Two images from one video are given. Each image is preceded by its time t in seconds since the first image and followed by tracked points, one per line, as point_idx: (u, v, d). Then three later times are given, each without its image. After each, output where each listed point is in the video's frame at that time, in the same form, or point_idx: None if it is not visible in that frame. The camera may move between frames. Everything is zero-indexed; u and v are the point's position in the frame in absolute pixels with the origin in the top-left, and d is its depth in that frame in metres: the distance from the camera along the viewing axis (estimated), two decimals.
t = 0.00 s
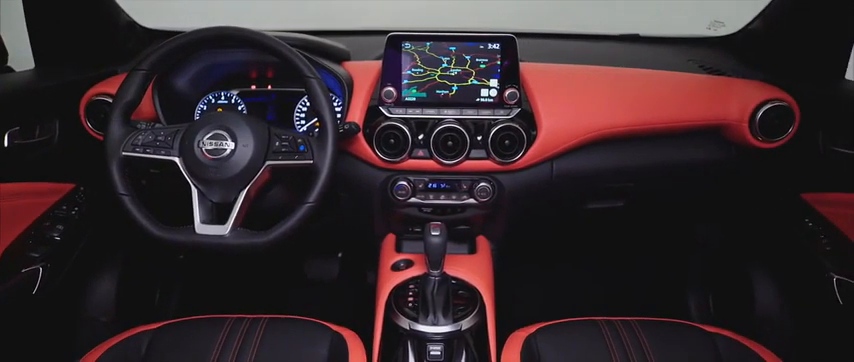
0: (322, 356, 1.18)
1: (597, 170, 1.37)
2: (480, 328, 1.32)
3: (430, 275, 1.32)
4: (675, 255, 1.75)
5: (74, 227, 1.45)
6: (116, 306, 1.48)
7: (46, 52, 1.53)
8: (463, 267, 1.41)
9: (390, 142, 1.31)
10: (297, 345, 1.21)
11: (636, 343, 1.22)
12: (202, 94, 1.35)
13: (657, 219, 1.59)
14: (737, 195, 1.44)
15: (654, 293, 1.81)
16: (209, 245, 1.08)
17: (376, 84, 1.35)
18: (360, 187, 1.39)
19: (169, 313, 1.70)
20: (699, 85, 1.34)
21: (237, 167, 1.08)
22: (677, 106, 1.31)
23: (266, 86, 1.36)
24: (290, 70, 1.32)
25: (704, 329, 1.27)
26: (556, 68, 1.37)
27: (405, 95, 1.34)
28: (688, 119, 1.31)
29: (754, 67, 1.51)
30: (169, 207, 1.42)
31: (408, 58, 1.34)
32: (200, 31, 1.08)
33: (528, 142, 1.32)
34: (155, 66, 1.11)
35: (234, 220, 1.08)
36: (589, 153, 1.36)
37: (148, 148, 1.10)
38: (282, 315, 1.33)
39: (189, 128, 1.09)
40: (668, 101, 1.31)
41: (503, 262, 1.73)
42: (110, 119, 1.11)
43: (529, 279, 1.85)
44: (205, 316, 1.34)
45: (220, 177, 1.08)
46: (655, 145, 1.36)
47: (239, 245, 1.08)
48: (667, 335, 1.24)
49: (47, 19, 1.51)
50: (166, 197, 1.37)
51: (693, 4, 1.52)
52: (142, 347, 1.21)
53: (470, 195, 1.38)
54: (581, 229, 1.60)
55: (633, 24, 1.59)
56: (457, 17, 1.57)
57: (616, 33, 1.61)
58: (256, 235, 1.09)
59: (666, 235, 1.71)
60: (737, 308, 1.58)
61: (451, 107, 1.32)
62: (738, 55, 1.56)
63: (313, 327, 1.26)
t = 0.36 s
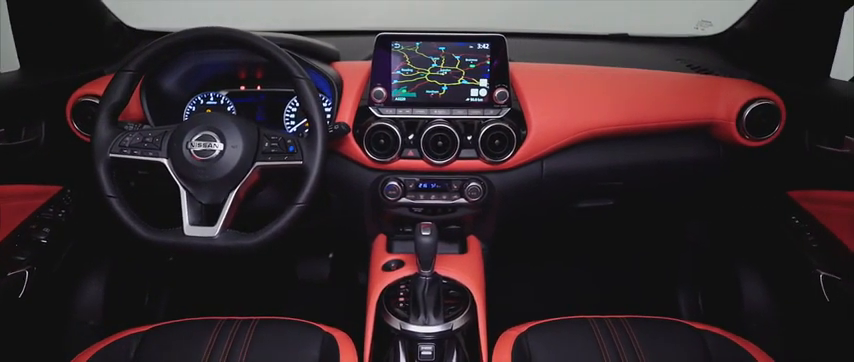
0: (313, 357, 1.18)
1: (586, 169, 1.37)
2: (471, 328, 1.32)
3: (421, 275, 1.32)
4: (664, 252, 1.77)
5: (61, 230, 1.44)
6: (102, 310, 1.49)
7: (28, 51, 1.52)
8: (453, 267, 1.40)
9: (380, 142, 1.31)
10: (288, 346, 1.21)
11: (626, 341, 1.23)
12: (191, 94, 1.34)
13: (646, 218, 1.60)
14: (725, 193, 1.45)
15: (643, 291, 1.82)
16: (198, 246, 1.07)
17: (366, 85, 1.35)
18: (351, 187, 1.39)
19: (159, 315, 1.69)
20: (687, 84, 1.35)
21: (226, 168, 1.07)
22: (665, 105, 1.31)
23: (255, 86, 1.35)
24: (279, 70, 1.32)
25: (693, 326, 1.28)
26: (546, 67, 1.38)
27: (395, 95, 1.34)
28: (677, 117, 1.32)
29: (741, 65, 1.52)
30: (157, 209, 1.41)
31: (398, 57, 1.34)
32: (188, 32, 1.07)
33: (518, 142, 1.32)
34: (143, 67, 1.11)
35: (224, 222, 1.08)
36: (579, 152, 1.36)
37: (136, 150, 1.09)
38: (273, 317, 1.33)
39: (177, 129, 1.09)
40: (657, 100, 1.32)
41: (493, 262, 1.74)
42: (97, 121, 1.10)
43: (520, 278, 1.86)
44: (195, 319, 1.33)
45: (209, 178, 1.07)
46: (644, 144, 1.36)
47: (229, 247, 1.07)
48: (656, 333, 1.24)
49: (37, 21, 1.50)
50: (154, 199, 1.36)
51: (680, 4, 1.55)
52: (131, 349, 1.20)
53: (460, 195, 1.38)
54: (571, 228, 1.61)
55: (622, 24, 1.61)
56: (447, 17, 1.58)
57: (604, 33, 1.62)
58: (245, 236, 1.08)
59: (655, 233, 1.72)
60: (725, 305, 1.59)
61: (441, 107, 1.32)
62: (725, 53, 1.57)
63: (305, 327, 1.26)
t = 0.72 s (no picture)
0: (303, 358, 1.18)
1: (576, 168, 1.38)
2: (461, 328, 1.33)
3: (411, 275, 1.31)
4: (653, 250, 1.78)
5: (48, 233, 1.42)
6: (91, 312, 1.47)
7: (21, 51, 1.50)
8: (445, 267, 1.40)
9: (370, 142, 1.31)
10: (279, 348, 1.20)
11: (617, 338, 1.23)
12: (179, 95, 1.33)
13: (635, 217, 1.61)
14: (713, 192, 1.46)
15: (633, 289, 1.83)
16: (186, 248, 1.07)
17: (355, 85, 1.35)
18: (341, 188, 1.39)
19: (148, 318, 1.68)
20: (674, 83, 1.36)
21: (214, 169, 1.07)
22: (653, 104, 1.32)
23: (244, 87, 1.34)
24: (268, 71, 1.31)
25: (682, 323, 1.29)
26: (535, 67, 1.38)
27: (384, 95, 1.34)
28: (665, 116, 1.33)
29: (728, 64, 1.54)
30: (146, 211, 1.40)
31: (387, 57, 1.33)
32: (174, 32, 1.07)
33: (508, 142, 1.32)
34: (129, 67, 1.10)
35: (212, 223, 1.07)
36: (568, 151, 1.37)
37: (123, 152, 1.08)
38: (263, 318, 1.32)
39: (165, 131, 1.08)
40: (644, 99, 1.33)
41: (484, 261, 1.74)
42: (83, 122, 1.09)
43: (511, 278, 1.86)
44: (185, 321, 1.32)
45: (197, 180, 1.07)
46: (632, 143, 1.37)
47: (217, 248, 1.07)
48: (645, 331, 1.25)
49: (25, 21, 1.49)
50: (142, 201, 1.34)
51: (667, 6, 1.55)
52: (120, 352, 1.19)
53: (450, 195, 1.38)
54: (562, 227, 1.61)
55: (610, 25, 1.61)
56: (435, 18, 1.57)
57: (592, 33, 1.63)
58: (235, 238, 1.08)
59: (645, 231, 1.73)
60: (714, 302, 1.60)
61: (431, 107, 1.32)
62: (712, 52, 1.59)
63: (295, 329, 1.26)
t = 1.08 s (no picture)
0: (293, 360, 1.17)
1: (565, 167, 1.38)
2: (452, 328, 1.32)
3: (401, 275, 1.31)
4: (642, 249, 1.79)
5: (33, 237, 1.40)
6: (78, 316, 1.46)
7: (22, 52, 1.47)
8: (435, 267, 1.40)
9: (359, 143, 1.31)
10: (269, 349, 1.20)
11: (606, 337, 1.24)
12: (167, 96, 1.32)
13: (624, 216, 1.62)
14: (701, 190, 1.48)
15: (623, 288, 1.84)
16: (174, 250, 1.06)
17: (344, 85, 1.34)
18: (330, 189, 1.38)
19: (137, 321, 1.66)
20: (661, 82, 1.37)
21: (202, 170, 1.06)
22: (641, 103, 1.33)
23: (232, 88, 1.33)
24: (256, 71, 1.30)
25: (671, 321, 1.30)
26: (524, 67, 1.38)
27: (373, 95, 1.33)
28: (653, 115, 1.33)
29: (714, 63, 1.55)
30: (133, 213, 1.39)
31: (376, 58, 1.33)
32: (160, 33, 1.06)
33: (497, 141, 1.33)
34: (115, 68, 1.09)
35: (200, 225, 1.07)
36: (558, 150, 1.37)
37: (109, 153, 1.07)
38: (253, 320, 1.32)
39: (151, 132, 1.07)
40: (633, 98, 1.33)
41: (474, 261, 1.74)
42: (69, 124, 1.08)
43: (502, 278, 1.87)
44: (174, 323, 1.32)
45: (185, 181, 1.06)
46: (621, 142, 1.38)
47: (206, 250, 1.06)
48: (635, 329, 1.26)
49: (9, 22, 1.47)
50: (129, 204, 1.33)
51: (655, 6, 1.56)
52: (108, 356, 1.18)
53: (440, 195, 1.38)
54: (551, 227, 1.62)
55: (600, 25, 1.61)
56: (425, 18, 1.57)
57: (581, 32, 1.63)
58: (223, 239, 1.08)
59: (633, 229, 1.74)
60: (702, 299, 1.61)
61: (420, 107, 1.33)
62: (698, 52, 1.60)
63: (285, 330, 1.25)
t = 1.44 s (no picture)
0: None
1: (554, 166, 1.39)
2: (442, 328, 1.32)
3: (391, 275, 1.31)
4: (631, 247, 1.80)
5: (19, 240, 1.39)
6: (66, 320, 1.45)
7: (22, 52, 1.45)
8: (425, 267, 1.40)
9: (348, 143, 1.31)
10: (259, 351, 1.19)
11: (596, 335, 1.24)
12: (153, 97, 1.31)
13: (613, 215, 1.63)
14: (689, 189, 1.49)
15: (613, 286, 1.85)
16: (162, 253, 1.05)
17: (333, 86, 1.34)
18: (320, 190, 1.38)
19: (125, 324, 1.65)
20: (648, 81, 1.38)
21: (190, 172, 1.06)
22: (629, 102, 1.34)
23: (220, 88, 1.32)
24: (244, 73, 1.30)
25: (660, 318, 1.30)
26: (512, 67, 1.39)
27: (362, 95, 1.33)
28: (641, 114, 1.34)
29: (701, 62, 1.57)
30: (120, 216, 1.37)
31: (364, 58, 1.33)
32: (145, 34, 1.05)
33: (486, 141, 1.33)
34: (100, 69, 1.08)
35: (188, 227, 1.06)
36: (547, 150, 1.38)
37: (95, 155, 1.06)
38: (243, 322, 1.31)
39: (138, 134, 1.07)
40: (620, 97, 1.34)
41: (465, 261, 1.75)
42: (54, 126, 1.07)
43: (493, 277, 1.87)
44: (163, 326, 1.31)
45: (172, 183, 1.05)
46: (609, 141, 1.38)
47: (195, 252, 1.06)
48: (625, 328, 1.26)
49: None
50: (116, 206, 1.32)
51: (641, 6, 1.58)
52: (96, 359, 1.17)
53: (430, 195, 1.38)
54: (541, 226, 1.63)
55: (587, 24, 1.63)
56: (414, 18, 1.57)
57: (568, 32, 1.65)
58: (212, 241, 1.07)
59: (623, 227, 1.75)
60: (691, 297, 1.62)
61: (409, 107, 1.32)
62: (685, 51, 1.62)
63: (275, 332, 1.25)
